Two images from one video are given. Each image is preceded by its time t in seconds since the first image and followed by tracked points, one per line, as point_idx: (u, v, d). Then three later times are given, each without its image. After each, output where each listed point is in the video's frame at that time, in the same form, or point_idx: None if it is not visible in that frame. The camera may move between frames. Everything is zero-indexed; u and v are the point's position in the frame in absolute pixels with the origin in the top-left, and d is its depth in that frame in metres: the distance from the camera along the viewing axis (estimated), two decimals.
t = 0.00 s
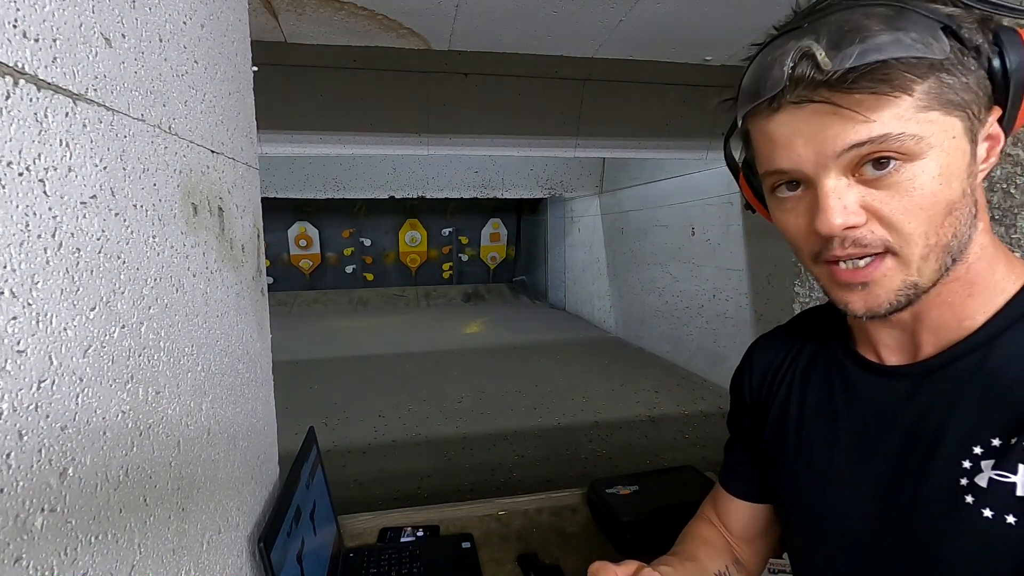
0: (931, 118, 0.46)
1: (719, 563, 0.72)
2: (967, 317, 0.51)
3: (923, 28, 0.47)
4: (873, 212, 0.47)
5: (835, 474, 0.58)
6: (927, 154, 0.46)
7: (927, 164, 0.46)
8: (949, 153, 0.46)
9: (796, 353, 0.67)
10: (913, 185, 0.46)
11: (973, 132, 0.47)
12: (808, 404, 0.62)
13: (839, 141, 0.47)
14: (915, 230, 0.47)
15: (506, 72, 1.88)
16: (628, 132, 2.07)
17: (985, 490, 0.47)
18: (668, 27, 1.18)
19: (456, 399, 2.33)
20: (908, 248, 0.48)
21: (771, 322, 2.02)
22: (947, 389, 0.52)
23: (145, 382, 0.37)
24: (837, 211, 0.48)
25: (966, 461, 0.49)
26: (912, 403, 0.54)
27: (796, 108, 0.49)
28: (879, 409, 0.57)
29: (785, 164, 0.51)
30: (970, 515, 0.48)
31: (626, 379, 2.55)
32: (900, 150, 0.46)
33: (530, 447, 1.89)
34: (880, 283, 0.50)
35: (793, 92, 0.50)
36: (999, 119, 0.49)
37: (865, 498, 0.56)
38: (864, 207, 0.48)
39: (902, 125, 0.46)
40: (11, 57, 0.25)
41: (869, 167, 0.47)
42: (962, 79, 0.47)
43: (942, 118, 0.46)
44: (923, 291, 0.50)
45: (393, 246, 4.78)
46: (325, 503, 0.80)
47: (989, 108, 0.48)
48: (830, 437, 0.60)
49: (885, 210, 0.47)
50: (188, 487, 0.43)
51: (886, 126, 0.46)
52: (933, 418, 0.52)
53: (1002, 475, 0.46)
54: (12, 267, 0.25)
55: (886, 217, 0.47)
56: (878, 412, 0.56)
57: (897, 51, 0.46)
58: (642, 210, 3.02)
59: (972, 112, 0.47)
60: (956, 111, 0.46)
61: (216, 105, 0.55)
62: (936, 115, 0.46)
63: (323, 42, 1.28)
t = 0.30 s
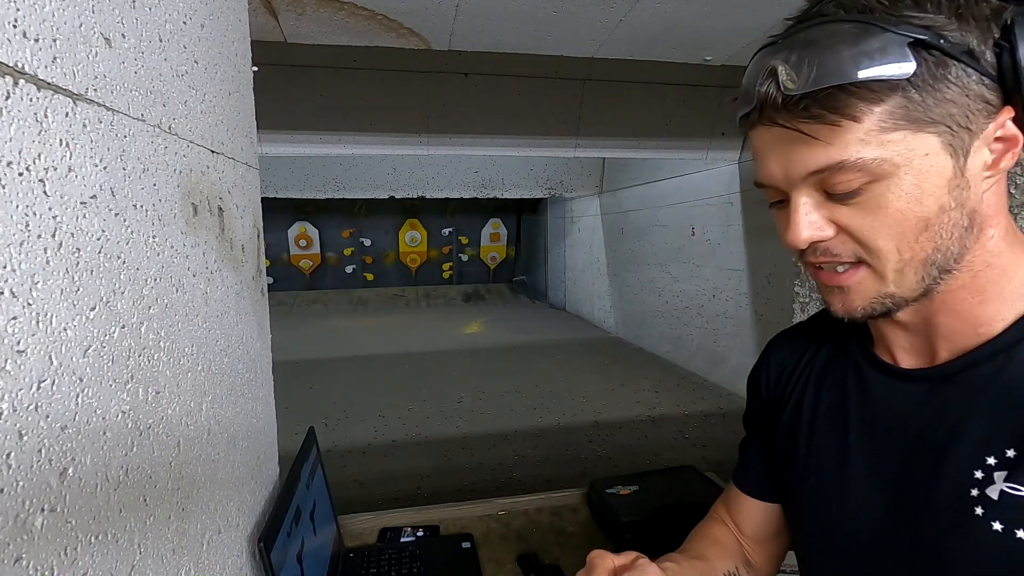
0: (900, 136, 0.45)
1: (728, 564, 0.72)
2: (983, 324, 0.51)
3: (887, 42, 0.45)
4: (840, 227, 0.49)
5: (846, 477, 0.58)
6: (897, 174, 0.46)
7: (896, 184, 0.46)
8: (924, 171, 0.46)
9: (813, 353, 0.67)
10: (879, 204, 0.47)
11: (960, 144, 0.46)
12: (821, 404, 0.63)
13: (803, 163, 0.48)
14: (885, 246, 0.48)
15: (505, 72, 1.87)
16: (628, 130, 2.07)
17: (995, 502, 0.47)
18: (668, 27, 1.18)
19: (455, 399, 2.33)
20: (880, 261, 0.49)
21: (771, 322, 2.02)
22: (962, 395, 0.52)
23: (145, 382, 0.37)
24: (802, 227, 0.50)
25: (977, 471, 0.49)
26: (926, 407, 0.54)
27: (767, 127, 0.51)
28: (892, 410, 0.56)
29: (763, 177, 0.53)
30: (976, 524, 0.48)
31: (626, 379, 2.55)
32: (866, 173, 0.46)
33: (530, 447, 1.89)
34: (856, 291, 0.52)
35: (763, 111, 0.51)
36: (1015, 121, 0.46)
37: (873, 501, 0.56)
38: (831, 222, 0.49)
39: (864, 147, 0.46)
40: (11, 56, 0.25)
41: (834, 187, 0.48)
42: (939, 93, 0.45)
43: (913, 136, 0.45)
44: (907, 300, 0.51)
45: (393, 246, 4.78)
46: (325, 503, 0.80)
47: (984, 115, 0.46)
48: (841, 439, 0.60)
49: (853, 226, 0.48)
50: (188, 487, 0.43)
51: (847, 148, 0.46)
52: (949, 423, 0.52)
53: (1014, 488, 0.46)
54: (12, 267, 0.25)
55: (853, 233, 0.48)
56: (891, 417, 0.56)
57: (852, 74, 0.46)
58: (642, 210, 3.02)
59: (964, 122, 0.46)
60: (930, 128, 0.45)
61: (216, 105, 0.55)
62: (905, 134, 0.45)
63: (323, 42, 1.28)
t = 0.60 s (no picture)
0: (914, 126, 0.45)
1: (759, 544, 0.73)
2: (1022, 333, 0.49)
3: (907, 27, 0.45)
4: (852, 217, 0.49)
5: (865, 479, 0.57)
6: (910, 165, 0.45)
7: (909, 176, 0.45)
8: (942, 163, 0.45)
9: (853, 355, 0.65)
10: (890, 195, 0.46)
11: (988, 137, 0.44)
12: (855, 403, 0.61)
13: (815, 150, 0.49)
14: (898, 239, 0.47)
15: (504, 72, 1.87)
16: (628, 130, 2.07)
17: (999, 521, 0.46)
18: (668, 27, 1.18)
19: (455, 399, 2.33)
20: (893, 255, 0.48)
21: (772, 322, 2.02)
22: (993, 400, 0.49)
23: (145, 382, 0.37)
24: (812, 216, 0.51)
25: (992, 489, 0.47)
26: (959, 410, 0.52)
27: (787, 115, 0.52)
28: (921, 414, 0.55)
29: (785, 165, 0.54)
30: (979, 540, 0.46)
31: (626, 379, 2.55)
32: (877, 162, 0.46)
33: (530, 447, 1.89)
34: (871, 286, 0.51)
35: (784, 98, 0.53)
36: None
37: (887, 504, 0.55)
38: (843, 212, 0.49)
39: (873, 135, 0.46)
40: (11, 56, 0.25)
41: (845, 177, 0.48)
42: (964, 78, 0.44)
43: (928, 126, 0.45)
44: (928, 300, 0.49)
45: (393, 246, 4.78)
46: (325, 503, 0.80)
47: None
48: (867, 438, 0.59)
49: (864, 217, 0.48)
50: (188, 487, 0.43)
51: (856, 135, 0.46)
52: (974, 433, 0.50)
53: (1022, 511, 0.45)
54: (12, 267, 0.25)
55: (865, 224, 0.48)
56: (921, 419, 0.55)
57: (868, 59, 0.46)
58: (642, 210, 3.02)
59: (993, 113, 0.44)
60: (948, 117, 0.44)
61: (216, 105, 0.55)
62: (920, 123, 0.45)
63: (323, 42, 1.28)
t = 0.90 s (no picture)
0: (809, 181, 0.44)
1: (821, 539, 0.72)
2: (989, 349, 0.44)
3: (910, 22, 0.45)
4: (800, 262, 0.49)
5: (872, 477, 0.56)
6: (820, 216, 0.45)
7: (823, 225, 0.45)
8: (846, 209, 0.43)
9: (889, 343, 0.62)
10: (814, 244, 0.46)
11: (882, 176, 0.42)
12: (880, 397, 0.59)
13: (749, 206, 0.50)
14: (840, 279, 0.46)
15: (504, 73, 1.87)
16: (628, 130, 2.07)
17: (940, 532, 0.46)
18: (668, 26, 1.18)
19: (455, 399, 2.33)
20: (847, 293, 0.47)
21: (771, 323, 2.03)
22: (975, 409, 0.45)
23: (145, 382, 0.37)
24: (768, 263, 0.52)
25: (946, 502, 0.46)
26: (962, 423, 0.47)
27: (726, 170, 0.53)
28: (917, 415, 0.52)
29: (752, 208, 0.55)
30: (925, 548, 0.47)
31: (626, 379, 2.54)
32: (792, 217, 0.46)
33: (530, 447, 1.89)
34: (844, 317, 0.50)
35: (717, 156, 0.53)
36: (956, 132, 0.39)
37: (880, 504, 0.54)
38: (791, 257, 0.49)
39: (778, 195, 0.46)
40: (12, 56, 0.25)
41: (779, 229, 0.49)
42: (839, 131, 0.42)
43: (824, 178, 0.43)
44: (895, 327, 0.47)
45: (393, 246, 4.78)
46: (325, 503, 0.80)
47: (909, 141, 0.40)
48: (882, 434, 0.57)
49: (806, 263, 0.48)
50: (188, 487, 0.43)
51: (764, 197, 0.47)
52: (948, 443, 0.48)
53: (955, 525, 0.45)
54: (13, 267, 0.25)
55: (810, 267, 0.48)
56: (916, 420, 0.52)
57: (767, 116, 0.44)
58: (642, 211, 3.02)
59: (877, 153, 0.41)
60: (835, 170, 0.43)
61: (216, 105, 0.55)
62: (812, 178, 0.44)
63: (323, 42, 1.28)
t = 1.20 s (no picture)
0: (743, 203, 0.52)
1: None
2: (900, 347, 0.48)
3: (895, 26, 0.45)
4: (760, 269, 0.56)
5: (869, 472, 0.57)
6: (755, 232, 0.52)
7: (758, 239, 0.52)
8: (771, 227, 0.50)
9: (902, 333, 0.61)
10: (757, 255, 0.54)
11: (792, 201, 0.48)
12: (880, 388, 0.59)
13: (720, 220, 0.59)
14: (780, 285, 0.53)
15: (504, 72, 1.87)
16: (628, 130, 2.07)
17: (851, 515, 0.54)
18: (669, 26, 1.18)
19: (455, 399, 2.33)
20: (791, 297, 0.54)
21: (771, 323, 2.03)
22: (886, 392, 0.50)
23: (145, 382, 0.37)
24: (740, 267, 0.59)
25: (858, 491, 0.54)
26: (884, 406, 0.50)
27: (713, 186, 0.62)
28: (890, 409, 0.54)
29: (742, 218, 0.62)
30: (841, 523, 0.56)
31: (626, 379, 2.54)
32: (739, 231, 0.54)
33: (530, 447, 1.89)
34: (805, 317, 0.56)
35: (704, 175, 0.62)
36: (848, 165, 0.44)
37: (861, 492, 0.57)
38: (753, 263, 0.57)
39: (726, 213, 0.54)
40: (11, 56, 0.25)
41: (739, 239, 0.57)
42: (755, 165, 0.49)
43: (752, 202, 0.51)
44: (832, 327, 0.52)
45: (393, 246, 4.78)
46: (325, 502, 0.80)
47: (809, 173, 0.46)
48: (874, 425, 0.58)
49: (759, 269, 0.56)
50: (187, 487, 0.43)
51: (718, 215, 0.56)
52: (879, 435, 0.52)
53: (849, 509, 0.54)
54: (12, 267, 0.25)
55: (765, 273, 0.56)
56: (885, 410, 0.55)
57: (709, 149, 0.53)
58: (642, 211, 3.02)
59: (785, 182, 0.48)
60: (757, 194, 0.50)
61: (216, 106, 0.55)
62: (744, 201, 0.52)
63: (322, 42, 1.28)
